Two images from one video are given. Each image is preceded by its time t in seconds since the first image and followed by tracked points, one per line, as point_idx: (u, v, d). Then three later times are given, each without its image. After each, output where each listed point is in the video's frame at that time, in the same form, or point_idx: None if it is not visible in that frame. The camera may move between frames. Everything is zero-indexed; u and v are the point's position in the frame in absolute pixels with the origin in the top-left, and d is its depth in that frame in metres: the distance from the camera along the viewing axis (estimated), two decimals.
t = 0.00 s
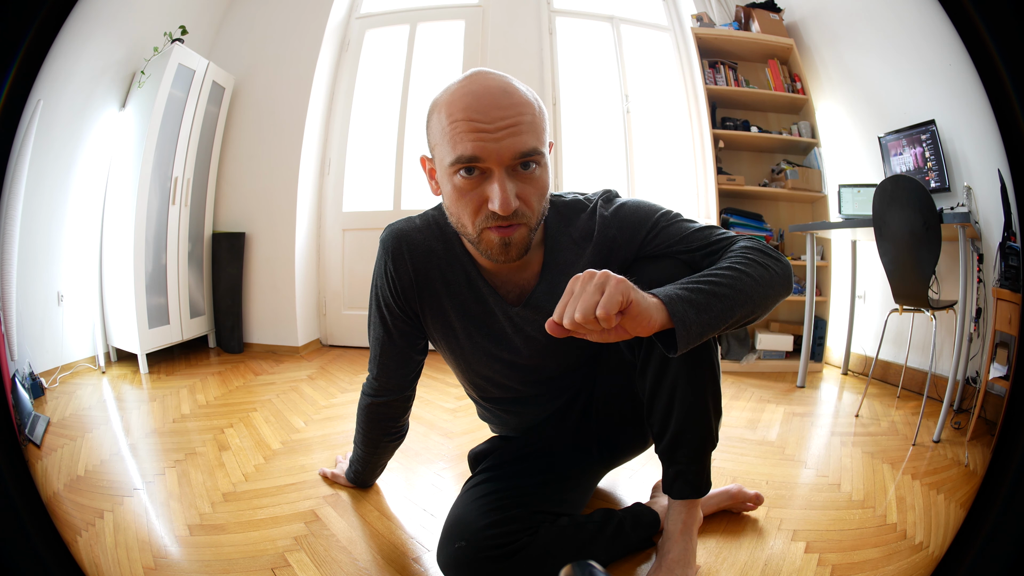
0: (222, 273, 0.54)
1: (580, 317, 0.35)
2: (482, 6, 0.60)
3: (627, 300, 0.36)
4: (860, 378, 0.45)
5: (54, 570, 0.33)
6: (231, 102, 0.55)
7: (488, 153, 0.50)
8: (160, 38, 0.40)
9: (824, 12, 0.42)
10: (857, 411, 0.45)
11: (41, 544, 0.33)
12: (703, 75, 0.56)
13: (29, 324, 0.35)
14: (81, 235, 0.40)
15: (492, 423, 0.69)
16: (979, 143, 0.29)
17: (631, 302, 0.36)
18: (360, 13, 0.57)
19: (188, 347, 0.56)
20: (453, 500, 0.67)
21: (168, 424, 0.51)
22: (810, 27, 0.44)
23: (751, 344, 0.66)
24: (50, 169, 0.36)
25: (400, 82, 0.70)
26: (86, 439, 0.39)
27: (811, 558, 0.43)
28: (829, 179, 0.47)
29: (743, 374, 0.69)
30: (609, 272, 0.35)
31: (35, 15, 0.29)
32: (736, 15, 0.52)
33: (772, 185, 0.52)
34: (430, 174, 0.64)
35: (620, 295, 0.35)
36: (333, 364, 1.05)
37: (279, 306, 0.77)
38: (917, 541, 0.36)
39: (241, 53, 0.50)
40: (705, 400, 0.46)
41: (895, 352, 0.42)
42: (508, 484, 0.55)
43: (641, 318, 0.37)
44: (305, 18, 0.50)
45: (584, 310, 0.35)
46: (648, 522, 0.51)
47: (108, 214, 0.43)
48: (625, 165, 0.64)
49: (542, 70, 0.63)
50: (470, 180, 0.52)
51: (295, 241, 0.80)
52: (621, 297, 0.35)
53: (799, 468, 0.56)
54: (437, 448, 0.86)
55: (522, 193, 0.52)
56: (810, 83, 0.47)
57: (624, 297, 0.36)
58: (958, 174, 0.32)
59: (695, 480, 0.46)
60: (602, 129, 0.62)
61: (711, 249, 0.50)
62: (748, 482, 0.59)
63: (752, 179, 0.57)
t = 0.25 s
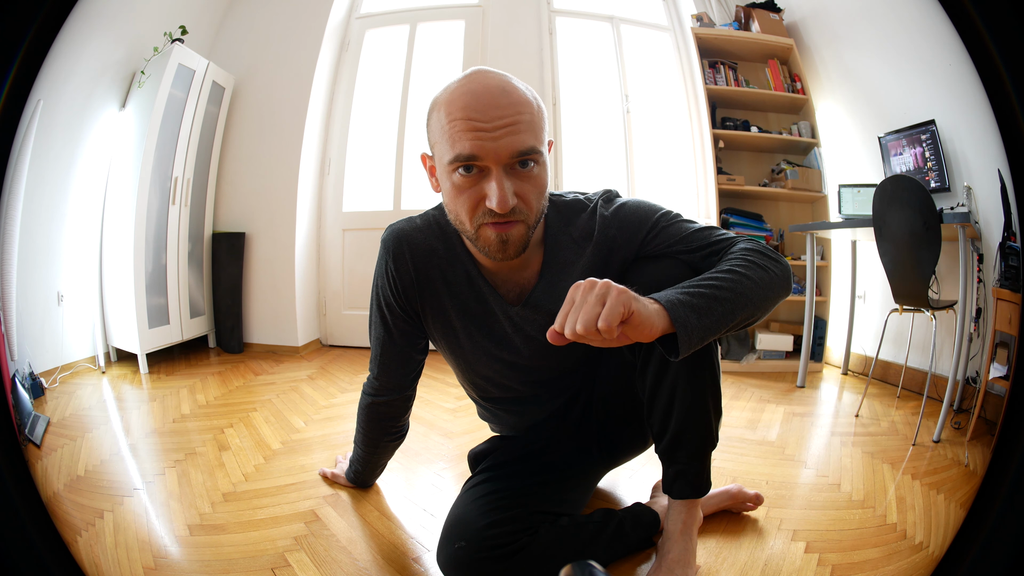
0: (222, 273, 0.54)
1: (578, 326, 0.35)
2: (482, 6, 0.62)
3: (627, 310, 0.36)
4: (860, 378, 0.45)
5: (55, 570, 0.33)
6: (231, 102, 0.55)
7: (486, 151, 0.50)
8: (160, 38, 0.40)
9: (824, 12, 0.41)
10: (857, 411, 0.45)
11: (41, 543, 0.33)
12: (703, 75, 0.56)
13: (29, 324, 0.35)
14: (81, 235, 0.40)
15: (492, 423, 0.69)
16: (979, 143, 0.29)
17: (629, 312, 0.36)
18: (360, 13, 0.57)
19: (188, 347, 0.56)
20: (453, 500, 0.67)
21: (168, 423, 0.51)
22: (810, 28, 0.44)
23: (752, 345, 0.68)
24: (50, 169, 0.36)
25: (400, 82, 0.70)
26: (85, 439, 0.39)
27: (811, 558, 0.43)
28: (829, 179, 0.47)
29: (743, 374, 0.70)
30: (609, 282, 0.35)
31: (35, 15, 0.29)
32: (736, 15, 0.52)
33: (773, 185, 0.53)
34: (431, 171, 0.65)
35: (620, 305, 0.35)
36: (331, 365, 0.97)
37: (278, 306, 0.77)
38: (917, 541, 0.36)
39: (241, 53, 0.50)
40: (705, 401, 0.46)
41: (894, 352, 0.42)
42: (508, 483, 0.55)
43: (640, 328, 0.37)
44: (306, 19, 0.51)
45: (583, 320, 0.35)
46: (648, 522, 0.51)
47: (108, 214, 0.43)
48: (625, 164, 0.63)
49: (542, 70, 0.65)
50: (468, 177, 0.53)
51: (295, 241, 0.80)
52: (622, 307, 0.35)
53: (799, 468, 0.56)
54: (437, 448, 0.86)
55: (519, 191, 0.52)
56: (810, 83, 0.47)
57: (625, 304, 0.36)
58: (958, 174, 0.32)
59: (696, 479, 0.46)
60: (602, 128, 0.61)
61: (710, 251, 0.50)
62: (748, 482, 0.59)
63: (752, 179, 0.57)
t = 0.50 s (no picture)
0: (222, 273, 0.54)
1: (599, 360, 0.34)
2: (482, 6, 0.61)
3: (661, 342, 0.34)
4: (860, 378, 0.45)
5: (55, 571, 0.33)
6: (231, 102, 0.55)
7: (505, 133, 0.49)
8: (160, 38, 0.40)
9: (824, 12, 0.41)
10: (857, 411, 0.45)
11: (42, 543, 0.33)
12: (703, 75, 0.57)
13: (29, 324, 0.34)
14: (81, 234, 0.40)
15: (493, 421, 0.69)
16: (979, 143, 0.29)
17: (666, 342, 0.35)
18: (360, 13, 0.57)
19: (188, 346, 0.56)
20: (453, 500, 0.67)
21: (168, 423, 0.51)
22: (810, 28, 0.44)
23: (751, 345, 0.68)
24: (50, 169, 0.36)
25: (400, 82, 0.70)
26: (85, 439, 0.39)
27: (811, 558, 0.43)
28: (829, 179, 0.47)
29: (743, 374, 0.70)
30: (646, 325, 0.34)
31: (35, 16, 0.29)
32: (736, 14, 0.52)
33: (772, 185, 0.53)
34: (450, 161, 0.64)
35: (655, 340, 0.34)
36: (332, 365, 1.11)
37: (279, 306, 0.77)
38: (917, 541, 0.36)
39: (241, 53, 0.50)
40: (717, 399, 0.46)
41: (895, 352, 0.42)
42: (508, 484, 0.55)
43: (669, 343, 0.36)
44: (306, 18, 0.51)
45: (620, 361, 0.34)
46: (648, 521, 0.51)
47: (108, 214, 0.43)
48: (625, 164, 0.64)
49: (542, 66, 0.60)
50: (483, 162, 0.52)
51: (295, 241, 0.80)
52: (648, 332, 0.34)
53: (799, 468, 0.56)
54: (437, 447, 0.86)
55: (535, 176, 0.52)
56: (810, 83, 0.47)
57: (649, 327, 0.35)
58: (958, 174, 0.32)
59: (697, 478, 0.46)
60: (601, 128, 0.61)
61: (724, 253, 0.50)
62: (748, 482, 0.58)
63: (752, 179, 0.57)
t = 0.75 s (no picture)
0: (222, 273, 0.54)
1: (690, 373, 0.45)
2: (482, 7, 0.60)
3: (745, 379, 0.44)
4: (860, 378, 0.45)
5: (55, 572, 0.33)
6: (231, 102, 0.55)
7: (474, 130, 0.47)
8: (160, 38, 0.40)
9: (823, 13, 0.41)
10: (857, 411, 0.45)
11: (42, 542, 0.33)
12: (703, 75, 0.57)
13: (29, 324, 0.34)
14: (81, 234, 0.40)
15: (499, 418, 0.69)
16: (979, 143, 0.29)
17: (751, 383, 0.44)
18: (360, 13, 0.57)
19: (188, 346, 0.56)
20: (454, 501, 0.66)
21: (168, 424, 0.51)
22: (810, 28, 0.44)
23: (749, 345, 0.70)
24: (50, 169, 0.36)
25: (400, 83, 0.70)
26: (86, 439, 0.39)
27: (811, 558, 0.43)
28: (829, 179, 0.47)
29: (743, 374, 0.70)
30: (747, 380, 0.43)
31: (35, 16, 0.29)
32: (736, 15, 0.52)
33: (773, 185, 0.53)
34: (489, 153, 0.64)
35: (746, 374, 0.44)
36: (331, 364, 1.11)
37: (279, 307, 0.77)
38: (917, 541, 0.36)
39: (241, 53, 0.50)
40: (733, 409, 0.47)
41: (895, 352, 0.42)
42: (513, 485, 0.54)
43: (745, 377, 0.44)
44: (306, 19, 0.51)
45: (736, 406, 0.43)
46: (647, 520, 0.52)
47: (108, 214, 0.43)
48: (625, 164, 0.63)
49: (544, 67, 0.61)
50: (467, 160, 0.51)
51: (296, 241, 0.80)
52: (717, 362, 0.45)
53: (799, 469, 0.55)
54: (437, 447, 0.86)
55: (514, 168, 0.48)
56: (810, 83, 0.47)
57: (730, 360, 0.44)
58: (958, 174, 0.32)
59: (697, 477, 0.47)
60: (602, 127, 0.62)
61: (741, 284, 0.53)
62: (748, 482, 0.59)
63: (752, 179, 0.57)
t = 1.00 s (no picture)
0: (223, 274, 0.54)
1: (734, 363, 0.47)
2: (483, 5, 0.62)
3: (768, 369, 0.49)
4: (861, 378, 0.45)
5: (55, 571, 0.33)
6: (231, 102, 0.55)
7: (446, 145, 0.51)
8: (160, 38, 0.40)
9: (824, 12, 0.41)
10: (857, 411, 0.44)
11: (41, 541, 0.33)
12: (703, 75, 0.57)
13: (30, 323, 0.35)
14: (82, 235, 0.40)
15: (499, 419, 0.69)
16: (979, 143, 0.29)
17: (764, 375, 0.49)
18: (360, 13, 0.57)
19: (188, 346, 0.57)
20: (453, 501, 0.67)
21: (170, 424, 0.52)
22: (810, 28, 0.44)
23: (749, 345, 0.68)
24: (51, 170, 0.36)
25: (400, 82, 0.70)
26: (85, 439, 0.38)
27: (811, 558, 0.43)
28: (829, 179, 0.48)
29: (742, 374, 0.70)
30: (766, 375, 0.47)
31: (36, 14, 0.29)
32: (736, 15, 0.52)
33: (773, 185, 0.53)
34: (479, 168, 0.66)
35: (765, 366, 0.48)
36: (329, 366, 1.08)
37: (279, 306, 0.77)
38: (917, 541, 0.36)
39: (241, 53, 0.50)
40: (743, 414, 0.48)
41: (895, 352, 0.42)
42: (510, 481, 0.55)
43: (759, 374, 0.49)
44: (306, 19, 0.51)
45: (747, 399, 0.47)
46: (648, 520, 0.52)
47: (108, 215, 0.43)
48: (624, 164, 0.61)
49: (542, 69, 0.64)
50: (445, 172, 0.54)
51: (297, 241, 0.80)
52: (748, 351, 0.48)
53: (799, 468, 0.55)
54: (437, 447, 0.86)
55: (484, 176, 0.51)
56: (810, 84, 0.47)
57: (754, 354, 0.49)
58: (958, 174, 0.32)
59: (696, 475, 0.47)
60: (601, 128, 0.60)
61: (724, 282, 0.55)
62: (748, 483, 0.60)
63: (752, 179, 0.57)
